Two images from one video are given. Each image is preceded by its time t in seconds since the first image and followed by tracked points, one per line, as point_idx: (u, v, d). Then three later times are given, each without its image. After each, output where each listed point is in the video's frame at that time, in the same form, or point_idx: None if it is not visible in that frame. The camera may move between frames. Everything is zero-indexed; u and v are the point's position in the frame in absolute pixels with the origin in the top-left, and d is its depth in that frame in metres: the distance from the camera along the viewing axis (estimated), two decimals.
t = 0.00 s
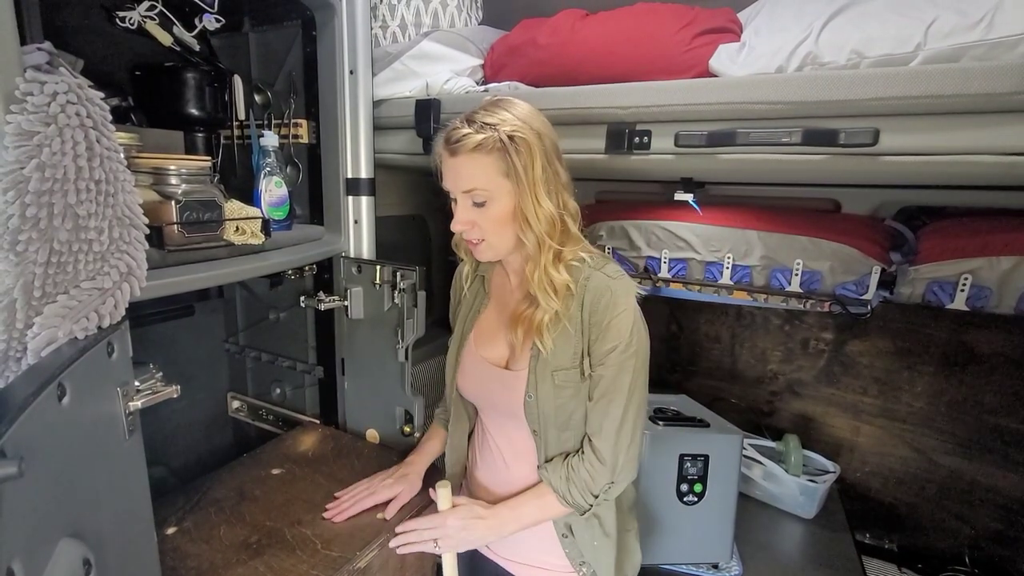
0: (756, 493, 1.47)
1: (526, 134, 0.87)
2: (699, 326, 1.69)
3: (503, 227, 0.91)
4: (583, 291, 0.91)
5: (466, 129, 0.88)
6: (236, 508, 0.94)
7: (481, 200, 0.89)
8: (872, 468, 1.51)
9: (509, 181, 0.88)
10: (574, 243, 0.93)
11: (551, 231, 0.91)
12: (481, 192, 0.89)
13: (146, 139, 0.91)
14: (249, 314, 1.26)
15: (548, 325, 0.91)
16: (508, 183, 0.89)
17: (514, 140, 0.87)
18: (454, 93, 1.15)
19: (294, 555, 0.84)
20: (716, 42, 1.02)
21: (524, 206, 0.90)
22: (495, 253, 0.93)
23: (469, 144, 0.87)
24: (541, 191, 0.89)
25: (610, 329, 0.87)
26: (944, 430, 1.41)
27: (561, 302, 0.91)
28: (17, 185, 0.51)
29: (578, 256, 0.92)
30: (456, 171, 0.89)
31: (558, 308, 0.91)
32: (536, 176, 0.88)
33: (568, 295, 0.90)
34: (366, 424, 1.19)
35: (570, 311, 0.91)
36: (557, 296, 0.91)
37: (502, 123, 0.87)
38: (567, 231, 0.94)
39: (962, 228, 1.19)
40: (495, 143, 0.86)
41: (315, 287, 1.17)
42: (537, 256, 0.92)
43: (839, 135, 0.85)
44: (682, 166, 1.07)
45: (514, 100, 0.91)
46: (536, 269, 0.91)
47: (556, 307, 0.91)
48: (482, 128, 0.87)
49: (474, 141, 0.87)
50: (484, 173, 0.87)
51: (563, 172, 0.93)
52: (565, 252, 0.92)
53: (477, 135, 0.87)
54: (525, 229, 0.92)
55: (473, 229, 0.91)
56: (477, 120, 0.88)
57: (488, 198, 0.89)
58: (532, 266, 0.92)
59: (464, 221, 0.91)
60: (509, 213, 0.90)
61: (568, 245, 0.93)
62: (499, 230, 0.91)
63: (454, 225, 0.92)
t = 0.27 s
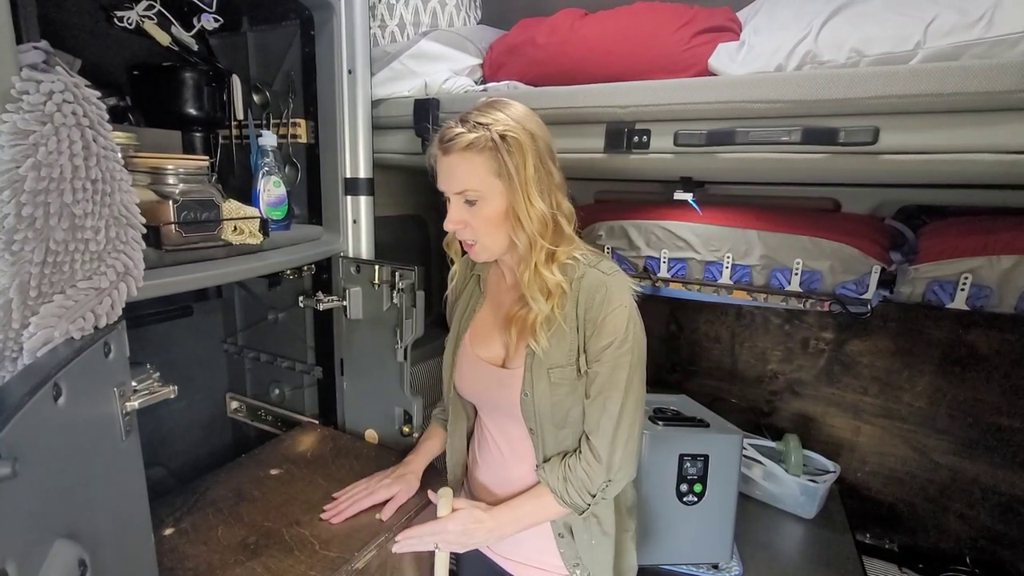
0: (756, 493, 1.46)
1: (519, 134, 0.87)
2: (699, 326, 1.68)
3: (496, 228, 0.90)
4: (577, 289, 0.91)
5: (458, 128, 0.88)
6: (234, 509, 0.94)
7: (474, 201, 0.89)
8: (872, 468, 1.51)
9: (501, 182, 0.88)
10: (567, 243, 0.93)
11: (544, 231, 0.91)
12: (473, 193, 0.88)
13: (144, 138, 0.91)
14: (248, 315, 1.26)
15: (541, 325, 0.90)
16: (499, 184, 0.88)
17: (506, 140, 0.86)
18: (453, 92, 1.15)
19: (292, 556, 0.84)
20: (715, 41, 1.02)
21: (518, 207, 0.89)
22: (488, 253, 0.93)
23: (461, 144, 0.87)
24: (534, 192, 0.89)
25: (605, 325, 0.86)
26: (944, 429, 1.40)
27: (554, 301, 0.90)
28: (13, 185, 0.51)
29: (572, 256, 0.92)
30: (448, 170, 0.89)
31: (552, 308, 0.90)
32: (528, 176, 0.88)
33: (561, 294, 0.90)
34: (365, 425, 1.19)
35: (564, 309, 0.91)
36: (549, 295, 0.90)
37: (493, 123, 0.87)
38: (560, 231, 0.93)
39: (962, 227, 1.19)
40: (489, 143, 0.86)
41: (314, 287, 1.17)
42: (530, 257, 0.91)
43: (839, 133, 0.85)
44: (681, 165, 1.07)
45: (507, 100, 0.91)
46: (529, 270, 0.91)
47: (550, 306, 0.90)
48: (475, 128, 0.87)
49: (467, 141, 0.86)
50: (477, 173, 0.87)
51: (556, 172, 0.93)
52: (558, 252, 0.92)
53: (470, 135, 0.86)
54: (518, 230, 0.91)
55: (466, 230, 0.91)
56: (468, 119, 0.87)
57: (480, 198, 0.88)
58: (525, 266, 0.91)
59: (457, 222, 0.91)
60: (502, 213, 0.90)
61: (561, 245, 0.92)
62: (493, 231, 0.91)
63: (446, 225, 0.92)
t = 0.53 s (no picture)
0: (756, 493, 1.46)
1: (506, 132, 0.86)
2: (698, 326, 1.68)
3: (483, 226, 0.91)
4: (572, 290, 0.90)
5: (448, 126, 0.89)
6: (233, 510, 0.94)
7: (460, 198, 0.90)
8: (872, 468, 1.50)
9: (487, 180, 0.88)
10: (557, 246, 0.92)
11: (530, 230, 0.90)
12: (460, 190, 0.89)
13: (143, 138, 0.91)
14: (247, 315, 1.26)
15: (532, 327, 0.90)
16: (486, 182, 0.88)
17: (491, 138, 0.86)
18: (451, 92, 1.14)
19: (290, 557, 0.84)
20: (714, 40, 1.01)
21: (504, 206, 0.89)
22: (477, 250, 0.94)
23: (449, 141, 0.88)
24: (518, 191, 0.88)
25: (602, 326, 0.86)
26: (944, 429, 1.40)
27: (546, 303, 0.90)
28: (8, 185, 0.51)
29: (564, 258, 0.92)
30: (438, 168, 0.90)
31: (541, 309, 0.90)
32: (512, 175, 0.86)
33: (552, 296, 0.89)
34: (364, 425, 1.19)
35: (558, 311, 0.90)
36: (539, 297, 0.90)
37: (479, 120, 0.87)
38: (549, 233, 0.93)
39: (962, 226, 1.19)
40: (472, 141, 0.86)
41: (312, 288, 1.17)
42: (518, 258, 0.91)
43: (837, 132, 0.85)
44: (680, 165, 1.07)
45: (500, 99, 0.90)
46: (516, 270, 0.91)
47: (542, 308, 0.90)
48: (463, 126, 0.88)
49: (453, 139, 0.87)
50: (463, 171, 0.88)
51: (548, 172, 0.92)
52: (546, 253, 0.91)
53: (456, 132, 0.87)
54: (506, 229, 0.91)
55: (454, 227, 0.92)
56: (457, 117, 0.88)
57: (466, 196, 0.89)
58: (514, 267, 0.91)
59: (444, 219, 0.91)
60: (489, 212, 0.90)
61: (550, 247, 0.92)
62: (479, 229, 0.91)
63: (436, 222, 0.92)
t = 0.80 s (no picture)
0: (756, 493, 1.46)
1: (517, 123, 0.90)
2: (698, 326, 1.68)
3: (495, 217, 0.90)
4: (566, 286, 0.91)
5: (459, 117, 0.89)
6: (233, 510, 0.94)
7: (476, 188, 0.89)
8: (873, 468, 1.50)
9: (502, 169, 0.89)
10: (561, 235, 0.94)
11: (542, 219, 0.93)
12: (476, 179, 0.88)
13: (142, 139, 0.91)
14: (246, 315, 1.26)
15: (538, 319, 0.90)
16: (502, 171, 0.89)
17: (507, 129, 0.88)
18: (450, 92, 1.14)
19: (290, 557, 0.84)
20: (713, 40, 1.01)
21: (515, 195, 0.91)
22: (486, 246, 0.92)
23: (462, 132, 0.87)
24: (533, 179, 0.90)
25: (600, 321, 0.87)
26: (945, 429, 1.40)
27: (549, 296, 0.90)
28: (8, 185, 0.51)
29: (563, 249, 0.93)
30: (451, 159, 0.88)
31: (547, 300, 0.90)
32: (527, 163, 0.90)
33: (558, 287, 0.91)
34: (364, 425, 1.19)
35: (555, 307, 0.91)
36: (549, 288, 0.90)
37: (493, 111, 0.90)
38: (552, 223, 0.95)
39: (962, 226, 1.18)
40: (490, 129, 0.88)
41: (312, 288, 1.17)
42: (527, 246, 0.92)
43: (836, 132, 0.85)
44: (679, 165, 1.07)
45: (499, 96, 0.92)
46: (527, 260, 0.91)
47: (542, 302, 0.90)
48: (476, 116, 0.89)
49: (468, 129, 0.87)
50: (481, 159, 0.87)
51: (548, 165, 0.95)
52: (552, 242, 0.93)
53: (469, 122, 0.87)
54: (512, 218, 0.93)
55: (465, 219, 0.90)
56: (469, 108, 0.89)
57: (483, 185, 0.88)
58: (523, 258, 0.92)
59: (456, 211, 0.89)
60: (501, 202, 0.90)
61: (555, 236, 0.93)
62: (492, 221, 0.90)
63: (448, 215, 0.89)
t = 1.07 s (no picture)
0: (758, 493, 1.46)
1: (523, 118, 0.93)
2: (699, 325, 1.68)
3: (511, 205, 0.91)
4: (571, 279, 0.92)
5: (472, 109, 0.90)
6: (234, 510, 0.94)
7: (495, 175, 0.90)
8: (874, 467, 1.50)
9: (516, 158, 0.92)
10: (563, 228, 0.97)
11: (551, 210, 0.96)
12: (495, 167, 0.90)
13: (143, 139, 0.91)
14: (247, 315, 1.26)
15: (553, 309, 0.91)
16: (514, 161, 0.92)
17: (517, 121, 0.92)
18: (451, 92, 1.14)
19: (292, 557, 0.84)
20: (713, 40, 1.01)
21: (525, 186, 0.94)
22: (499, 239, 0.91)
23: (479, 122, 0.89)
24: (540, 171, 0.94)
25: (613, 309, 0.88)
26: (947, 428, 1.40)
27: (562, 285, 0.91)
28: (10, 186, 0.51)
29: (565, 239, 0.95)
30: (468, 149, 0.89)
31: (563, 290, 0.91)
32: (536, 155, 0.93)
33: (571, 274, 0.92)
34: (365, 425, 1.19)
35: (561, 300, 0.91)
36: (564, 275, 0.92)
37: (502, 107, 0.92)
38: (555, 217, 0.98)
39: (963, 225, 1.18)
40: (503, 120, 0.90)
41: (313, 288, 1.16)
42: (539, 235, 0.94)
43: (838, 131, 0.85)
44: (681, 164, 1.06)
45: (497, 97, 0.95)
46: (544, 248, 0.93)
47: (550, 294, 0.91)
48: (488, 109, 0.90)
49: (484, 119, 0.89)
50: (497, 148, 0.89)
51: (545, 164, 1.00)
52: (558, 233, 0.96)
53: (483, 113, 0.89)
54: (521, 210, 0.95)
55: (485, 207, 0.89)
56: (481, 101, 0.90)
57: (499, 174, 0.90)
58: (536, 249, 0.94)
59: (476, 198, 0.89)
60: (516, 192, 0.92)
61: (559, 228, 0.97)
62: (509, 209, 0.91)
63: (466, 204, 0.89)
